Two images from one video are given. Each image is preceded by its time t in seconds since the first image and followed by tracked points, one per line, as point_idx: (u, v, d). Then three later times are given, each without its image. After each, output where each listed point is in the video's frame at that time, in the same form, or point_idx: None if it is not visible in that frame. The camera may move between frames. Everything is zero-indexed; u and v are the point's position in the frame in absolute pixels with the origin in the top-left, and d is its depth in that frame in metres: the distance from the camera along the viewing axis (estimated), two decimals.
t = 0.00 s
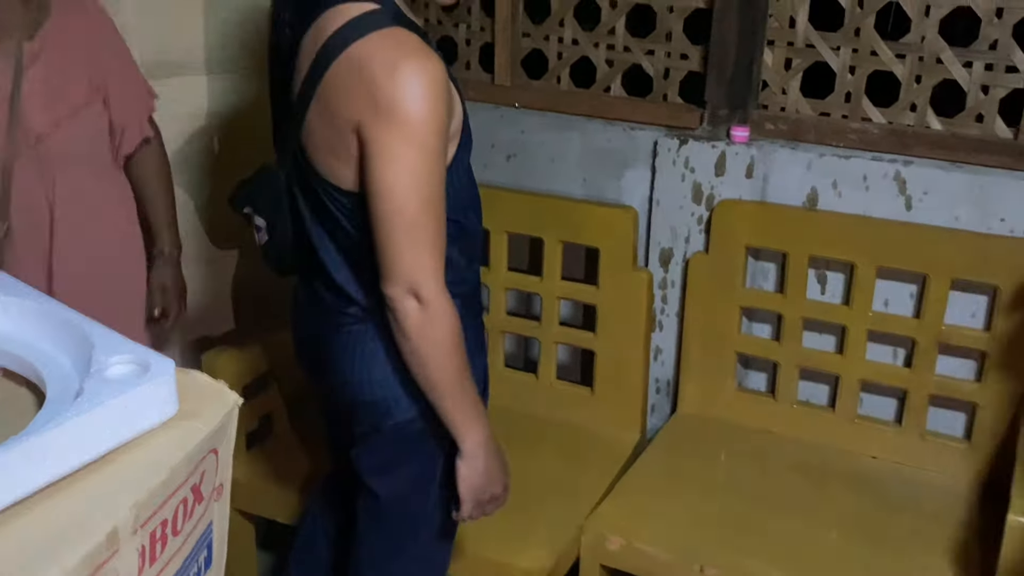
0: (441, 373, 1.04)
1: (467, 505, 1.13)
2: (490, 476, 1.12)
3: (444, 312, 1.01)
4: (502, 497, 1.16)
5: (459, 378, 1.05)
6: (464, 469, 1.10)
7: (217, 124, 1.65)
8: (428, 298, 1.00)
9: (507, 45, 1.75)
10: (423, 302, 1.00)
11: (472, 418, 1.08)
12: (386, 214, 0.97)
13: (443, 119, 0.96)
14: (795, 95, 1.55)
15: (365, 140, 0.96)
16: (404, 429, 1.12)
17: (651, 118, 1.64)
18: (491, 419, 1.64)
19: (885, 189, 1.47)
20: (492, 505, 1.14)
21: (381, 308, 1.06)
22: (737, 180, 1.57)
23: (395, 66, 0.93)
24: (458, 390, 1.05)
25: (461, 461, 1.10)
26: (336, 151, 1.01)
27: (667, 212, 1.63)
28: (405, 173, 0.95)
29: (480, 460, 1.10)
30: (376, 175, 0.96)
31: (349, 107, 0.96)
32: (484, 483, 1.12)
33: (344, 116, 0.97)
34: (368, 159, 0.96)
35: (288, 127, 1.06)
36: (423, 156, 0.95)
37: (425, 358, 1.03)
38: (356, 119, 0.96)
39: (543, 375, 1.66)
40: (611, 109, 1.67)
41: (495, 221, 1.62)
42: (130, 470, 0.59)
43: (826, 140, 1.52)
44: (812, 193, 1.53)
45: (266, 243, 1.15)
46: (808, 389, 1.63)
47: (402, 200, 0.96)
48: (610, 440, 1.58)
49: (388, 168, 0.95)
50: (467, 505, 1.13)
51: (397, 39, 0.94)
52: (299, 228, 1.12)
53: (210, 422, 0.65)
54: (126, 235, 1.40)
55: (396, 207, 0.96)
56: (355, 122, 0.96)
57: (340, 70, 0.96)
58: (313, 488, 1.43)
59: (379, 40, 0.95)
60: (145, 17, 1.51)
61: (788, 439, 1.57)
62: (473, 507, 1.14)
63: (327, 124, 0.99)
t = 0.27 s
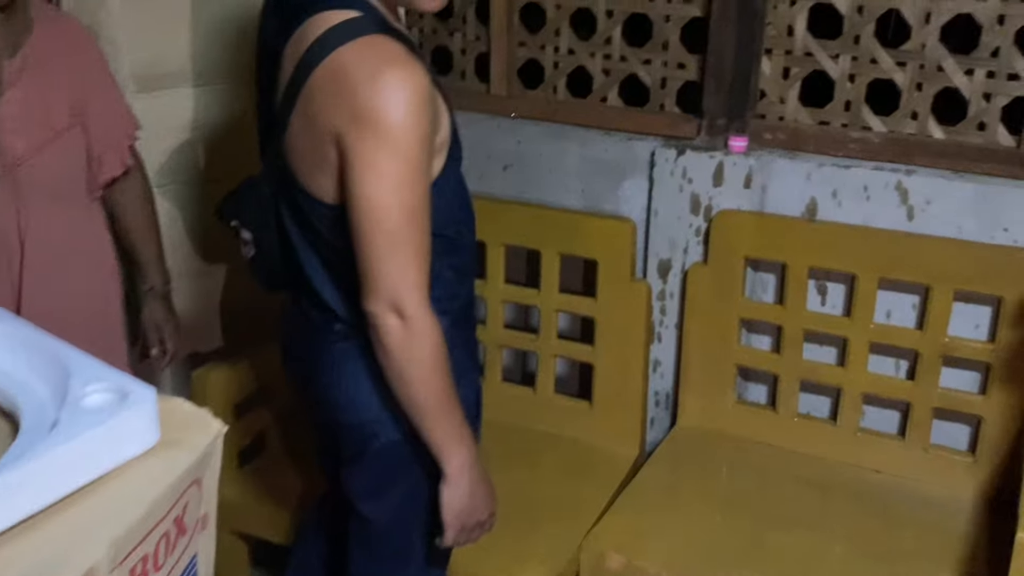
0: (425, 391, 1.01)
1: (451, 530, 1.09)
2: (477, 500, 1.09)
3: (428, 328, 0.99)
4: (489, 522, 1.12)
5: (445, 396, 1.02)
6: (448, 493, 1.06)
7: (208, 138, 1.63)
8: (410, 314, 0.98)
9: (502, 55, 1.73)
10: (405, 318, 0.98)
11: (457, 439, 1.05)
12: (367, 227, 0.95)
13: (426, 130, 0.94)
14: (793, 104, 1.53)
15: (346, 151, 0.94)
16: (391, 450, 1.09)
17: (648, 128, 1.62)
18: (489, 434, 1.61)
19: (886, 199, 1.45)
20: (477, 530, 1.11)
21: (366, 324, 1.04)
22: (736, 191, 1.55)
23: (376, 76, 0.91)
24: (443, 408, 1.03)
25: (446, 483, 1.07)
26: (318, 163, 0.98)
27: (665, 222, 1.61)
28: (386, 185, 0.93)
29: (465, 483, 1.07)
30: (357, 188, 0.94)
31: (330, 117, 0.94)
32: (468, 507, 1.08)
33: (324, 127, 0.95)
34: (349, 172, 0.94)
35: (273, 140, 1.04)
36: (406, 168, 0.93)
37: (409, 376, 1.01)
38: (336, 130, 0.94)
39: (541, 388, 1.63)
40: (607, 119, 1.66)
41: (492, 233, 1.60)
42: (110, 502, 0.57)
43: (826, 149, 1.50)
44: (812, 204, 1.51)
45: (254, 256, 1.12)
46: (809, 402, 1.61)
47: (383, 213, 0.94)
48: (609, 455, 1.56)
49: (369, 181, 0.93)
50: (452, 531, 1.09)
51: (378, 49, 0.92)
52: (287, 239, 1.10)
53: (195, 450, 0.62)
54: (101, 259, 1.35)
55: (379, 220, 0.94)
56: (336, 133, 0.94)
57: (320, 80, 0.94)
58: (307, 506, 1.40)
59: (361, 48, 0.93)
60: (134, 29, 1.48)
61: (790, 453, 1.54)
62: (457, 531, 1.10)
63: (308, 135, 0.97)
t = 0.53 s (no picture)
0: (400, 416, 0.95)
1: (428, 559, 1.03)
2: (455, 529, 1.02)
3: (402, 348, 0.94)
4: (470, 551, 1.06)
5: (423, 421, 0.97)
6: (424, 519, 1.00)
7: (198, 149, 1.60)
8: (382, 334, 0.93)
9: (500, 64, 1.70)
10: (377, 338, 0.93)
11: (433, 462, 0.98)
12: (337, 243, 0.90)
13: (399, 142, 0.89)
14: (795, 113, 1.50)
15: (316, 164, 0.90)
16: (373, 474, 1.06)
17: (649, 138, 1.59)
18: (486, 450, 1.58)
19: (891, 210, 1.42)
20: (458, 560, 1.04)
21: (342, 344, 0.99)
22: (738, 202, 1.52)
23: (347, 85, 0.87)
24: (419, 435, 0.97)
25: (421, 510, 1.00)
26: (292, 176, 0.95)
27: (666, 233, 1.58)
28: (356, 199, 0.88)
29: (443, 510, 1.00)
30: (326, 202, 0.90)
31: (302, 128, 0.90)
32: (446, 537, 1.02)
33: (296, 138, 0.91)
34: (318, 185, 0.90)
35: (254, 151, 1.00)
36: (377, 181, 0.89)
37: (382, 399, 0.95)
38: (307, 141, 0.90)
39: (540, 404, 1.60)
40: (607, 128, 1.63)
41: (489, 245, 1.56)
42: (84, 540, 0.54)
43: (830, 159, 1.47)
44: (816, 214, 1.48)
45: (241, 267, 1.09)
46: (813, 416, 1.58)
47: (353, 228, 0.89)
48: (610, 472, 1.53)
49: (338, 194, 0.89)
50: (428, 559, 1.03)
51: (351, 58, 0.89)
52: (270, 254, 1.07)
53: (175, 483, 0.59)
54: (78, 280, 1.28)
55: (350, 235, 0.89)
56: (306, 145, 0.90)
57: (292, 90, 0.91)
58: (300, 526, 1.37)
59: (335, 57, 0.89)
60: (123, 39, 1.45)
61: (795, 469, 1.51)
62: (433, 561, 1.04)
63: (283, 147, 0.94)
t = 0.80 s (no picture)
0: (395, 438, 0.87)
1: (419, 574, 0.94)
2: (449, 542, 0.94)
3: (399, 367, 0.85)
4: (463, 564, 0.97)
5: (420, 443, 0.88)
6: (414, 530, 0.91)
7: (196, 149, 1.58)
8: (377, 351, 0.84)
9: (504, 63, 1.68)
10: (372, 356, 0.84)
11: (427, 476, 0.90)
12: (328, 250, 0.81)
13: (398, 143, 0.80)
14: (805, 112, 1.48)
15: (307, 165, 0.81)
16: (368, 482, 0.95)
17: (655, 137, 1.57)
18: (492, 455, 1.56)
19: (903, 210, 1.40)
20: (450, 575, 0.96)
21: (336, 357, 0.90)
22: (747, 203, 1.50)
23: (342, 79, 0.79)
24: (416, 455, 0.88)
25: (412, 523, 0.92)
26: (283, 176, 0.86)
27: (674, 234, 1.56)
28: (349, 203, 0.80)
29: (437, 521, 0.91)
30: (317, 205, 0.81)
31: (293, 127, 0.81)
32: (439, 550, 0.94)
33: (287, 136, 0.83)
34: (309, 187, 0.81)
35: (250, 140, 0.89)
36: (372, 185, 0.80)
37: (377, 420, 0.87)
38: (298, 139, 0.82)
39: (546, 407, 1.58)
40: (612, 127, 1.61)
41: (494, 246, 1.54)
42: (81, 555, 0.52)
43: (840, 158, 1.45)
44: (826, 215, 1.46)
45: (241, 265, 0.97)
46: (823, 419, 1.55)
47: (345, 235, 0.81)
48: (617, 476, 1.51)
49: (329, 198, 0.80)
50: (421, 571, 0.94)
51: (348, 51, 0.80)
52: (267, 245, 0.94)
53: (176, 495, 0.57)
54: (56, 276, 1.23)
55: (343, 242, 0.81)
56: (298, 143, 0.82)
57: (284, 84, 0.82)
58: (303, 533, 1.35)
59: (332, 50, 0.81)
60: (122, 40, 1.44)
61: (805, 473, 1.49)
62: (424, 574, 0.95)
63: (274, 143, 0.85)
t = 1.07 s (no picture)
0: (411, 451, 0.84)
1: None
2: (469, 548, 0.92)
3: (414, 377, 0.83)
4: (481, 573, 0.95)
5: (436, 455, 0.86)
6: (431, 537, 0.88)
7: (214, 152, 1.55)
8: (392, 364, 0.82)
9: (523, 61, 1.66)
10: (387, 367, 0.82)
11: (442, 487, 0.87)
12: (341, 259, 0.79)
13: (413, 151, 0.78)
14: (830, 109, 1.45)
15: (319, 171, 0.79)
16: (386, 489, 0.93)
17: (678, 136, 1.54)
18: (513, 459, 1.54)
19: (930, 209, 1.39)
20: None
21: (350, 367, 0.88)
22: (772, 202, 1.48)
23: (354, 86, 0.76)
24: (432, 467, 0.86)
25: (430, 528, 0.89)
26: (297, 183, 0.83)
27: (698, 234, 1.54)
28: (362, 213, 0.77)
29: (453, 531, 0.89)
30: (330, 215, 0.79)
31: (305, 134, 0.79)
32: (458, 558, 0.91)
33: (299, 142, 0.80)
34: (322, 195, 0.79)
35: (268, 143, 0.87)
36: (387, 194, 0.77)
37: (391, 431, 0.84)
38: (310, 146, 0.79)
39: (567, 410, 1.56)
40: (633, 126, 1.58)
41: (515, 247, 1.52)
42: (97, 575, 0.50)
43: (867, 156, 1.42)
44: (852, 214, 1.44)
45: (261, 268, 0.95)
46: (849, 422, 1.53)
47: (359, 245, 0.78)
48: (640, 482, 1.48)
49: (342, 207, 0.77)
50: None
51: (361, 56, 0.77)
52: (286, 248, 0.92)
53: (194, 511, 0.56)
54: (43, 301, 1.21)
55: (356, 252, 0.78)
56: (310, 150, 0.79)
57: (295, 89, 0.79)
58: (322, 539, 1.33)
59: (345, 54, 0.78)
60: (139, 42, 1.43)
61: (832, 477, 1.46)
62: None
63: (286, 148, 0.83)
